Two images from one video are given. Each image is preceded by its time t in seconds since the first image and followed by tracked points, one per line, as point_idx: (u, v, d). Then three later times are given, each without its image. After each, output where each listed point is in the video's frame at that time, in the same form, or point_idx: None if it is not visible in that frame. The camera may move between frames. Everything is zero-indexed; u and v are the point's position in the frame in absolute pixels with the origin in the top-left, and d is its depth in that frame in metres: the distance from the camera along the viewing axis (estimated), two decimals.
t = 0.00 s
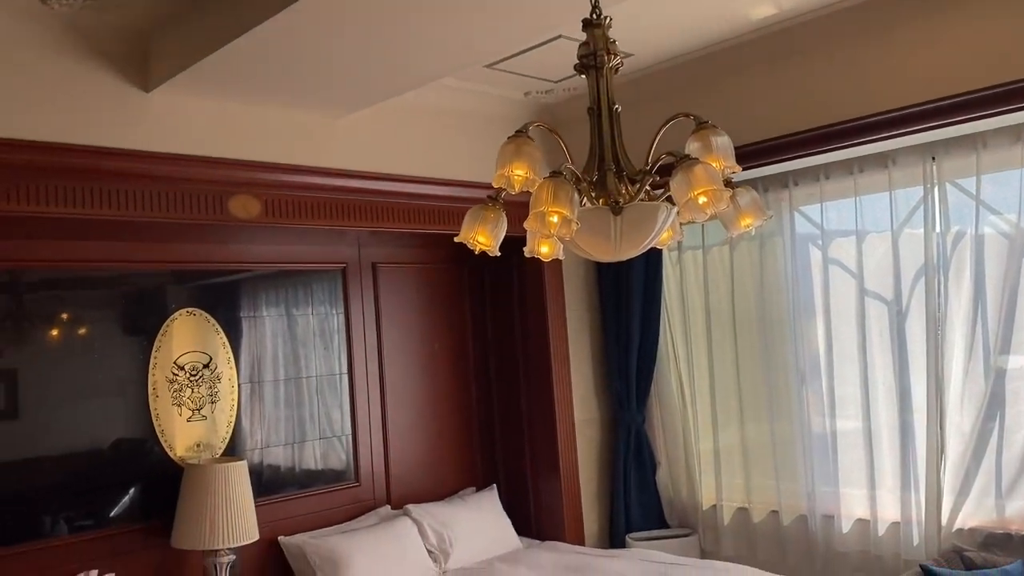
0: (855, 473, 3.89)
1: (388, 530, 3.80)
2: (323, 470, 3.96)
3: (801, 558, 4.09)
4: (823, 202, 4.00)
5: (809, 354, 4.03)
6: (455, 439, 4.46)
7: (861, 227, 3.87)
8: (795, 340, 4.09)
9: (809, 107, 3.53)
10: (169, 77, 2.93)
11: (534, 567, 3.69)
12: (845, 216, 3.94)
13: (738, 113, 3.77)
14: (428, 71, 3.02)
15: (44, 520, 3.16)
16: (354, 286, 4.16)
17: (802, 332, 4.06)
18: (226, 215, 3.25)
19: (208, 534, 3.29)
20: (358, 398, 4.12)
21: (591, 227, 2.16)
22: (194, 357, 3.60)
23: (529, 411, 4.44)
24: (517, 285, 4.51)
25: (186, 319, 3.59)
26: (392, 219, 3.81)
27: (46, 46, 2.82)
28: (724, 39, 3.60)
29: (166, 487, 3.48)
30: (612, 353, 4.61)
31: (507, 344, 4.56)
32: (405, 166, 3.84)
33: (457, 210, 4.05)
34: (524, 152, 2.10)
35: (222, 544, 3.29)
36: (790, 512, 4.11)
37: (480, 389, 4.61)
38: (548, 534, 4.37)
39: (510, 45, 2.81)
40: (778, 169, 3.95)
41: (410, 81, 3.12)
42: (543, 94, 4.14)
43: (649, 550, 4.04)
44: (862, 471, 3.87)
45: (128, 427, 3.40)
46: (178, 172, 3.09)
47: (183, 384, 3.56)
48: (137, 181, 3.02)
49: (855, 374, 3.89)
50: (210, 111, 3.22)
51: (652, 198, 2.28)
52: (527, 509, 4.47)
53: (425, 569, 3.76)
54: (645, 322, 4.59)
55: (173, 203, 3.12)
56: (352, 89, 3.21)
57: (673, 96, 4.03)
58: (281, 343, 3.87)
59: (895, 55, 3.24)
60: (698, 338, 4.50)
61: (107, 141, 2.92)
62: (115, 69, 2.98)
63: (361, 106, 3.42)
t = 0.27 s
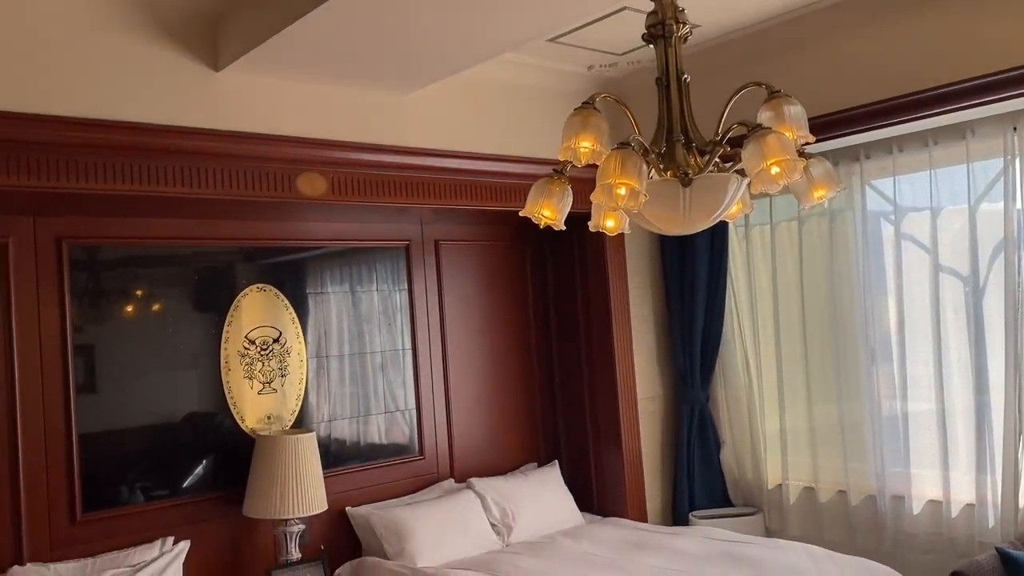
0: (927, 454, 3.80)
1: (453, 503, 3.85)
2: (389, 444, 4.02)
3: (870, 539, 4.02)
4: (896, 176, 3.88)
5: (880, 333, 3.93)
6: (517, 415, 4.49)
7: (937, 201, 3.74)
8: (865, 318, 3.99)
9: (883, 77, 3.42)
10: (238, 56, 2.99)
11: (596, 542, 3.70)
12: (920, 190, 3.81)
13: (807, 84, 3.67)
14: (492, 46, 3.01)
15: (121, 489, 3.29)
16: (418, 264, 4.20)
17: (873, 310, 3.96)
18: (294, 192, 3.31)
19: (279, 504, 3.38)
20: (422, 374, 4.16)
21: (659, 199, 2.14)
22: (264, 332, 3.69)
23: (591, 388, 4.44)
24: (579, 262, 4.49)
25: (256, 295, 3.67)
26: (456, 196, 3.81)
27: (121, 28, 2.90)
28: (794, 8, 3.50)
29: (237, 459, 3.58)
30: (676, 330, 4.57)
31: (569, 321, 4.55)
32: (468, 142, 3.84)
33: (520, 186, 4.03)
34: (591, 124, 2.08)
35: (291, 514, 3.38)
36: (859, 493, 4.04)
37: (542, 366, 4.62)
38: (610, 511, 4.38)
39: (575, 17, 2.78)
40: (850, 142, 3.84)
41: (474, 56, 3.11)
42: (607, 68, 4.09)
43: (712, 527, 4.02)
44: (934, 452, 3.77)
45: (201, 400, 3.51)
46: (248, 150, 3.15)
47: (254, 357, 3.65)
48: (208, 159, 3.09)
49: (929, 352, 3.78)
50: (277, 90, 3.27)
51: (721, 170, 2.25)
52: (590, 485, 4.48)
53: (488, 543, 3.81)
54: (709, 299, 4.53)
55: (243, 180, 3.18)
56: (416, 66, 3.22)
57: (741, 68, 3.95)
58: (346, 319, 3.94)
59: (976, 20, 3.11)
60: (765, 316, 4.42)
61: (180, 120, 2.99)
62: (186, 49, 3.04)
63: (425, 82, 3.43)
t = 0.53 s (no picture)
0: (1003, 431, 3.68)
1: (515, 474, 3.88)
2: (450, 415, 4.07)
3: (940, 518, 3.92)
4: (974, 144, 3.73)
5: (954, 307, 3.81)
6: (578, 388, 4.49)
7: (1017, 170, 3.59)
8: (939, 291, 3.87)
9: (961, 40, 3.28)
10: (303, 30, 3.02)
11: (658, 515, 3.69)
12: (999, 159, 3.66)
13: (880, 49, 3.55)
14: (554, 14, 2.98)
15: (192, 457, 3.39)
16: (479, 236, 4.21)
17: (947, 284, 3.84)
18: (358, 164, 3.34)
19: (345, 471, 3.46)
20: (483, 347, 4.19)
21: (730, 166, 2.11)
22: (329, 304, 3.75)
23: (653, 362, 4.41)
24: (641, 235, 4.45)
25: (321, 268, 3.73)
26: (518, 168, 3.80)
27: (189, 3, 2.96)
28: None
29: (303, 428, 3.66)
30: (740, 304, 4.51)
31: (631, 294, 4.52)
32: (530, 114, 3.82)
33: (582, 159, 4.00)
34: (660, 90, 2.05)
35: (357, 481, 3.45)
36: (929, 471, 3.94)
37: (603, 339, 4.61)
38: (671, 485, 4.36)
39: None
40: (925, 110, 3.71)
41: (536, 26, 3.08)
42: (671, 37, 4.02)
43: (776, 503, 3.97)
44: (1010, 429, 3.66)
45: (268, 370, 3.59)
46: (312, 124, 3.19)
47: (320, 328, 3.72)
48: (274, 132, 3.13)
49: (1006, 327, 3.65)
50: (341, 63, 3.30)
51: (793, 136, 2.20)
52: (650, 459, 4.47)
53: (549, 514, 3.84)
54: (775, 273, 4.44)
55: (309, 153, 3.22)
56: (478, 36, 3.21)
57: (810, 34, 3.83)
58: (408, 291, 3.98)
59: None
60: (832, 290, 4.32)
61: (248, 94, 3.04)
62: (252, 24, 3.09)
63: (487, 53, 3.41)
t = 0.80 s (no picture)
0: None
1: (569, 447, 3.90)
2: (505, 388, 4.09)
3: (1006, 498, 3.82)
4: None
5: None
6: (633, 362, 4.48)
7: None
8: (1008, 264, 3.76)
9: None
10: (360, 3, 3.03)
11: (714, 490, 3.67)
12: None
13: (950, 14, 3.42)
14: None
15: (252, 426, 3.48)
16: (534, 210, 4.21)
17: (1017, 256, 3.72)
18: (414, 138, 3.36)
19: (402, 441, 3.51)
20: (537, 321, 4.20)
21: (794, 135, 2.07)
22: (386, 277, 3.79)
23: (708, 336, 4.37)
24: (698, 208, 4.39)
25: (377, 242, 3.78)
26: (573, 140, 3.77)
27: None
28: None
29: (360, 399, 3.72)
30: (799, 278, 4.43)
31: (688, 268, 4.48)
32: (585, 85, 3.78)
33: (638, 130, 3.95)
34: (723, 57, 2.01)
35: (414, 450, 3.51)
36: (995, 449, 3.84)
37: (659, 313, 4.58)
38: (727, 460, 4.34)
39: None
40: (997, 77, 3.56)
41: None
42: (731, 5, 3.93)
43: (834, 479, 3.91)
44: None
45: (326, 342, 3.65)
46: (369, 97, 3.21)
47: (377, 301, 3.77)
48: (331, 106, 3.17)
49: None
50: (397, 36, 3.30)
51: (860, 104, 2.15)
52: (706, 433, 4.44)
53: (604, 488, 3.85)
54: (836, 246, 4.34)
55: (366, 127, 3.25)
56: (533, 7, 3.18)
57: None
58: (463, 265, 4.00)
59: None
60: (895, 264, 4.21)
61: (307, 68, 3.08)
62: None
63: (542, 24, 3.38)
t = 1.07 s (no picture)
0: None
1: (616, 423, 3.89)
2: (551, 364, 4.09)
3: None
4: None
5: None
6: (681, 338, 4.44)
7: None
8: None
9: None
10: None
11: (763, 467, 3.63)
12: None
13: None
14: None
15: (301, 400, 3.52)
16: (581, 184, 4.18)
17: None
18: (462, 112, 3.35)
19: (449, 414, 3.54)
20: (584, 296, 4.18)
21: (851, 104, 2.02)
22: (433, 252, 3.81)
23: (759, 312, 4.31)
24: (748, 182, 4.32)
25: (424, 217, 3.79)
26: (622, 113, 3.73)
27: None
28: None
29: (408, 372, 3.75)
30: (853, 254, 4.33)
31: (738, 243, 4.41)
32: (635, 57, 3.72)
33: (688, 103, 3.88)
34: (780, 23, 1.96)
35: (461, 424, 3.53)
36: None
37: (707, 289, 4.53)
38: (776, 437, 4.29)
39: None
40: None
41: None
42: None
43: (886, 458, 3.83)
44: None
45: (374, 316, 3.68)
46: (416, 71, 3.21)
47: (424, 276, 3.79)
48: (379, 80, 3.17)
49: None
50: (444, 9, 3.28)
51: (923, 71, 2.09)
52: (755, 410, 4.40)
53: (650, 463, 3.84)
54: (891, 221, 4.22)
55: (413, 101, 3.25)
56: None
57: None
58: (510, 240, 3.99)
59: None
60: (955, 239, 4.08)
61: (356, 42, 3.08)
62: None
63: None
